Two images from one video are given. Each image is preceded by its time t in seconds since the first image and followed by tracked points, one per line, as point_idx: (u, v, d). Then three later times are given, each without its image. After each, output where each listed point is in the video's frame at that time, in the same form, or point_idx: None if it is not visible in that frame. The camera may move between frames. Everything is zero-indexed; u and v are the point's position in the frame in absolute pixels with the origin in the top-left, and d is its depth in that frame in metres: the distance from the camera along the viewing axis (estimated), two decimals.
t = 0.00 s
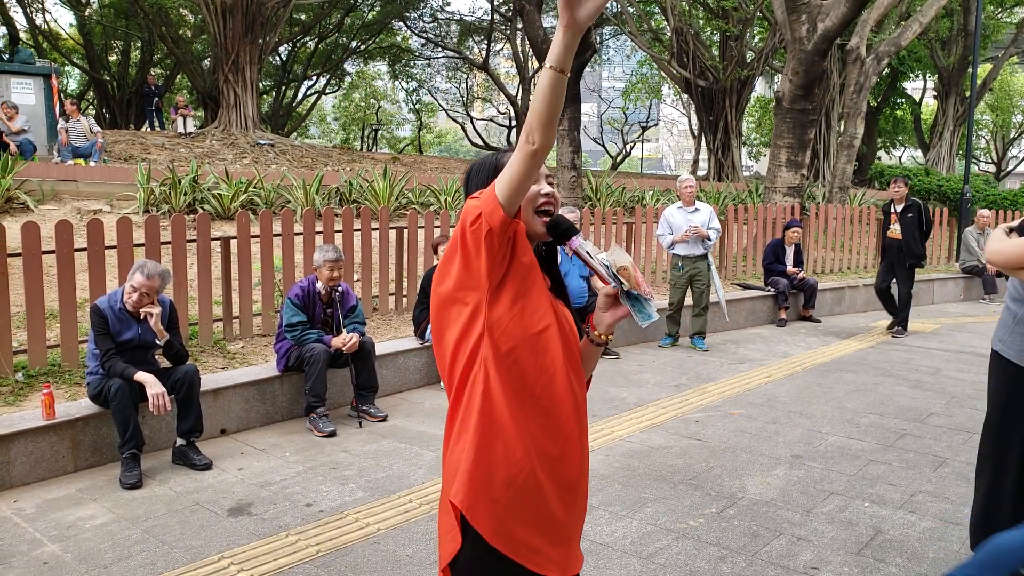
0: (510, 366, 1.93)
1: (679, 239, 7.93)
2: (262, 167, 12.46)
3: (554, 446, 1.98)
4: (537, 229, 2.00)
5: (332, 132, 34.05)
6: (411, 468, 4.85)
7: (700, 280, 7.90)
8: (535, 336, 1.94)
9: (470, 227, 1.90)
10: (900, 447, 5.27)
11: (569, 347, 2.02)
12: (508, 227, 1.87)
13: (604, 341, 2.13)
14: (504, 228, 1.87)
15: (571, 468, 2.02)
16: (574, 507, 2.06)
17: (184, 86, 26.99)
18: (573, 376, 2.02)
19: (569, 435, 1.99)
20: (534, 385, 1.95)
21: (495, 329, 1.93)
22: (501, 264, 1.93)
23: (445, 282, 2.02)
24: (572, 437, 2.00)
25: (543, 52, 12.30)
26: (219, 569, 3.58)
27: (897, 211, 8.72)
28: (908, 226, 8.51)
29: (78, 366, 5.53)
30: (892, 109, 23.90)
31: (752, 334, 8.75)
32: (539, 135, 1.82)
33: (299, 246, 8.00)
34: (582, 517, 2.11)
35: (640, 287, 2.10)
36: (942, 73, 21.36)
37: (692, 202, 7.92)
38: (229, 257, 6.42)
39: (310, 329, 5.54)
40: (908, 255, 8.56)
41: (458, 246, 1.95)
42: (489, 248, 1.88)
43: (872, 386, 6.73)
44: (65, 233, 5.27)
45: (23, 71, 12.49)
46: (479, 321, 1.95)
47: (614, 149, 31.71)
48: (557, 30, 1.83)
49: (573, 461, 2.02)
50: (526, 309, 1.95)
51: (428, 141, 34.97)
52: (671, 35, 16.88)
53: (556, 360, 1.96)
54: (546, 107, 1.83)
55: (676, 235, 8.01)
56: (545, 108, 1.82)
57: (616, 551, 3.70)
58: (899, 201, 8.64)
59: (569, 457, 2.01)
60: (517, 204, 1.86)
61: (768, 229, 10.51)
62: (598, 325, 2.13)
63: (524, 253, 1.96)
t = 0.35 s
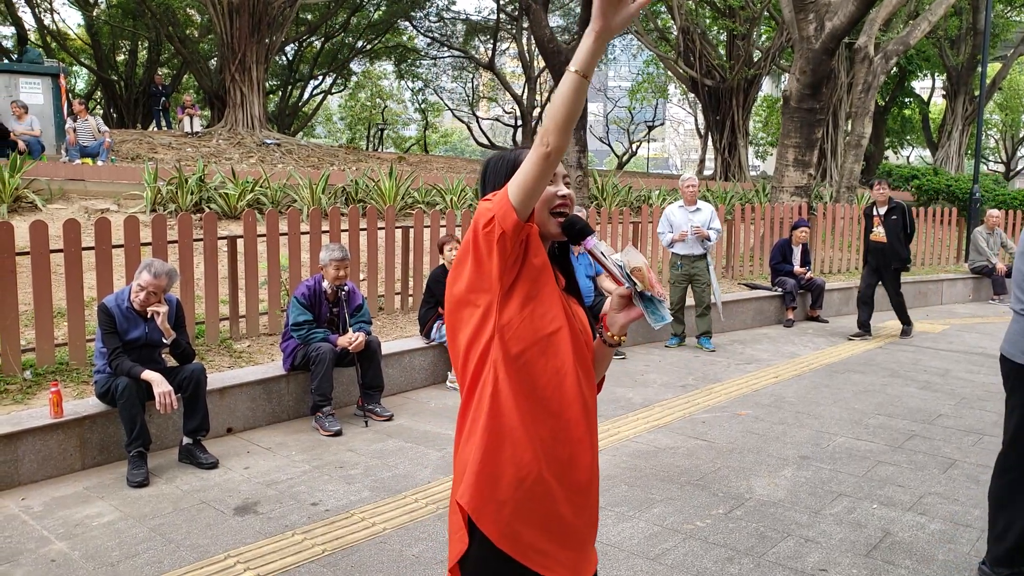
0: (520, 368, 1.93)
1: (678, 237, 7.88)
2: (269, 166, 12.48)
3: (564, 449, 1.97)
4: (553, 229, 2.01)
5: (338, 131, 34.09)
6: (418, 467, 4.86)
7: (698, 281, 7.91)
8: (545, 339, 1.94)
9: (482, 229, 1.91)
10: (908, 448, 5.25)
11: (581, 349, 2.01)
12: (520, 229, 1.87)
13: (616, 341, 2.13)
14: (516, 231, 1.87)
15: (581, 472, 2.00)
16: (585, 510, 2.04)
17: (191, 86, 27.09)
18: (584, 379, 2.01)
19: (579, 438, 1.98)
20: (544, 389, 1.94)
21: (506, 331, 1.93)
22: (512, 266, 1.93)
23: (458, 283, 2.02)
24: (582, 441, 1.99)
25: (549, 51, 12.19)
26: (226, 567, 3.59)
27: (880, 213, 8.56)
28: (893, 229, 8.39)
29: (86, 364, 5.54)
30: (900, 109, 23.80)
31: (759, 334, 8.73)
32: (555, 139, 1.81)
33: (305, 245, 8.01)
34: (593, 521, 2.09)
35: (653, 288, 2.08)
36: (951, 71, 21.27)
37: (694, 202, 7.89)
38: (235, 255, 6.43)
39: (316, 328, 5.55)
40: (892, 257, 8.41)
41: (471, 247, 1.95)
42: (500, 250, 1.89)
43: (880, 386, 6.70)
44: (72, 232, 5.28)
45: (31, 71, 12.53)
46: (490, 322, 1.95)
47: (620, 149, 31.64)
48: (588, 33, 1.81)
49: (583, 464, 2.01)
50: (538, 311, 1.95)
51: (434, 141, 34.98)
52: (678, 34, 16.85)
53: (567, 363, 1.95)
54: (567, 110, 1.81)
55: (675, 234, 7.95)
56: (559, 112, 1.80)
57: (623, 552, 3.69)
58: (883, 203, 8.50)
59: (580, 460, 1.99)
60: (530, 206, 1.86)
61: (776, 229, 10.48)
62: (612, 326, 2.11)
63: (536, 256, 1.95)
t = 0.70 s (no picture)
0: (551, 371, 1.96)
1: (679, 238, 7.84)
2: (278, 167, 12.51)
3: (601, 449, 1.97)
4: (575, 232, 2.00)
5: (346, 132, 34.18)
6: (425, 467, 4.86)
7: (701, 281, 7.93)
8: (575, 341, 1.96)
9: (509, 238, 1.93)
10: (918, 449, 5.22)
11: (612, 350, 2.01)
12: (544, 238, 1.88)
13: (648, 338, 2.13)
14: (540, 242, 1.89)
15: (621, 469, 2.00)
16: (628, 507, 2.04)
17: (200, 87, 27.17)
18: (616, 378, 2.02)
19: (615, 436, 1.98)
20: (577, 389, 1.96)
21: (536, 337, 1.95)
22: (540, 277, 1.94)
23: (491, 292, 2.05)
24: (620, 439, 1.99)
25: (556, 51, 12.13)
26: (234, 566, 3.60)
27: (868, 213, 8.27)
28: (880, 229, 8.15)
29: (95, 363, 5.57)
30: (909, 109, 23.70)
31: (768, 335, 8.72)
32: (577, 152, 1.80)
33: (314, 245, 8.04)
34: (638, 517, 2.09)
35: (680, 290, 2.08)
36: (960, 71, 21.18)
37: (696, 202, 7.87)
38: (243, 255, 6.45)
39: (324, 328, 5.56)
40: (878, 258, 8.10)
41: (500, 256, 1.97)
42: (526, 259, 1.90)
43: (889, 387, 6.68)
44: (81, 231, 5.31)
45: (41, 72, 12.58)
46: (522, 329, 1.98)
47: (628, 150, 31.59)
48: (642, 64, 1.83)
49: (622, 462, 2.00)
50: (566, 314, 1.96)
51: (442, 141, 35.01)
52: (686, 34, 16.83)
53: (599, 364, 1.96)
54: (601, 130, 1.82)
55: (678, 235, 7.91)
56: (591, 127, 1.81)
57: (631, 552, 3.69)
58: (869, 203, 8.25)
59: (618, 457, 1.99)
60: (554, 218, 1.87)
61: (784, 230, 10.46)
62: (643, 322, 2.12)
63: (563, 262, 1.96)
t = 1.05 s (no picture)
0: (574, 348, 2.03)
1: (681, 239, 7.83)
2: (283, 167, 12.55)
3: (620, 429, 1.99)
4: (622, 219, 2.05)
5: (352, 133, 34.24)
6: (429, 467, 4.88)
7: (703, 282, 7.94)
8: (599, 321, 2.01)
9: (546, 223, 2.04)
10: (920, 449, 5.23)
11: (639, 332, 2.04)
12: (574, 225, 1.99)
13: (687, 330, 2.19)
14: (573, 228, 1.99)
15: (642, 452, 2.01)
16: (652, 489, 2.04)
17: (205, 87, 27.23)
18: (644, 361, 2.04)
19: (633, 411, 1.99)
20: (598, 368, 2.01)
21: (563, 315, 2.04)
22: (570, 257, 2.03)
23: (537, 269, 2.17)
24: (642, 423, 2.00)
25: (561, 53, 12.17)
26: (239, 565, 3.62)
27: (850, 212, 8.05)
28: (862, 230, 7.87)
29: (101, 364, 5.60)
30: (914, 109, 23.65)
31: (772, 335, 8.72)
32: (601, 144, 1.90)
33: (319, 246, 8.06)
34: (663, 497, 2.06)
35: (706, 288, 2.13)
36: (965, 72, 21.14)
37: (697, 204, 7.87)
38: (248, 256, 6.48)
39: (329, 328, 5.58)
40: (860, 260, 7.91)
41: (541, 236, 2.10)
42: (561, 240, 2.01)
43: (892, 388, 6.68)
44: (88, 233, 5.34)
45: (47, 73, 12.62)
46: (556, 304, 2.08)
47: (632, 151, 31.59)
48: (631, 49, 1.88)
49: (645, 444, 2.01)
50: (596, 293, 2.01)
51: (447, 141, 35.05)
52: (690, 35, 16.83)
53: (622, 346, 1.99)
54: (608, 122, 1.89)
55: (680, 235, 7.90)
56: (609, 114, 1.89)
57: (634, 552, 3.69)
58: (853, 203, 7.99)
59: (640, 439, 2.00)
60: (585, 206, 1.96)
61: (788, 230, 10.46)
62: (679, 315, 2.18)
63: (597, 245, 2.02)
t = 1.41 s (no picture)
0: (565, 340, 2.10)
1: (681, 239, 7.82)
2: (284, 167, 12.56)
3: (602, 419, 2.05)
4: (632, 214, 2.13)
5: (353, 133, 34.26)
6: (429, 466, 4.88)
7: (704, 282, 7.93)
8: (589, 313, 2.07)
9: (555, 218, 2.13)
10: (920, 449, 5.22)
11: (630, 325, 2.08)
12: (582, 222, 2.06)
13: (686, 317, 2.19)
14: (579, 225, 2.07)
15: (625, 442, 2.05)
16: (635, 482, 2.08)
17: (207, 87, 27.30)
18: (631, 353, 2.06)
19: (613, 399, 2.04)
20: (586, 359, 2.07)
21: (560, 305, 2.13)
22: (573, 251, 2.11)
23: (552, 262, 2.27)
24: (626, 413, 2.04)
25: (561, 53, 12.11)
26: (239, 565, 3.63)
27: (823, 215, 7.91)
28: (833, 233, 7.74)
29: (102, 363, 5.61)
30: (915, 109, 23.63)
31: (772, 335, 8.72)
32: (606, 152, 1.95)
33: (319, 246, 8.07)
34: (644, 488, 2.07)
35: (696, 269, 2.11)
36: (966, 72, 21.12)
37: (697, 204, 7.85)
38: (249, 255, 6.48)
39: (329, 328, 5.59)
40: (832, 262, 7.77)
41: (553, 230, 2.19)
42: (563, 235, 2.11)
43: (892, 388, 6.67)
44: (89, 233, 5.35)
45: (49, 73, 12.65)
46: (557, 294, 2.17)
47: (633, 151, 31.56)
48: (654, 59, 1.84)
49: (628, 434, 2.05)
50: (588, 285, 2.09)
51: (448, 142, 35.09)
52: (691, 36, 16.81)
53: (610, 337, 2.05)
54: (622, 129, 1.91)
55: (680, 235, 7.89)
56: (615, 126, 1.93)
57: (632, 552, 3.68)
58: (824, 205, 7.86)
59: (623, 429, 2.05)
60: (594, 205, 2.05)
61: (788, 230, 10.46)
62: (678, 304, 2.20)
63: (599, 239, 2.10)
